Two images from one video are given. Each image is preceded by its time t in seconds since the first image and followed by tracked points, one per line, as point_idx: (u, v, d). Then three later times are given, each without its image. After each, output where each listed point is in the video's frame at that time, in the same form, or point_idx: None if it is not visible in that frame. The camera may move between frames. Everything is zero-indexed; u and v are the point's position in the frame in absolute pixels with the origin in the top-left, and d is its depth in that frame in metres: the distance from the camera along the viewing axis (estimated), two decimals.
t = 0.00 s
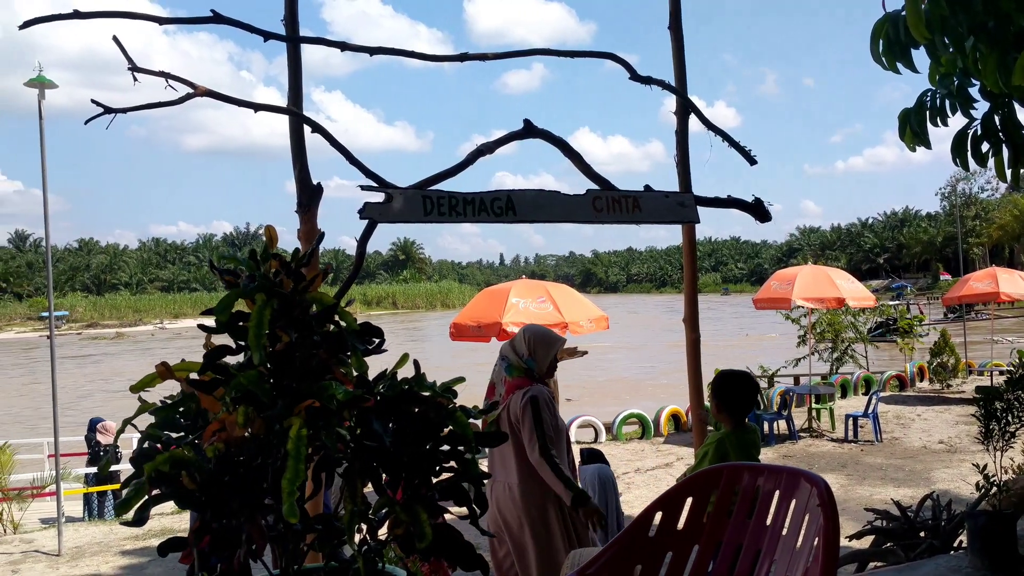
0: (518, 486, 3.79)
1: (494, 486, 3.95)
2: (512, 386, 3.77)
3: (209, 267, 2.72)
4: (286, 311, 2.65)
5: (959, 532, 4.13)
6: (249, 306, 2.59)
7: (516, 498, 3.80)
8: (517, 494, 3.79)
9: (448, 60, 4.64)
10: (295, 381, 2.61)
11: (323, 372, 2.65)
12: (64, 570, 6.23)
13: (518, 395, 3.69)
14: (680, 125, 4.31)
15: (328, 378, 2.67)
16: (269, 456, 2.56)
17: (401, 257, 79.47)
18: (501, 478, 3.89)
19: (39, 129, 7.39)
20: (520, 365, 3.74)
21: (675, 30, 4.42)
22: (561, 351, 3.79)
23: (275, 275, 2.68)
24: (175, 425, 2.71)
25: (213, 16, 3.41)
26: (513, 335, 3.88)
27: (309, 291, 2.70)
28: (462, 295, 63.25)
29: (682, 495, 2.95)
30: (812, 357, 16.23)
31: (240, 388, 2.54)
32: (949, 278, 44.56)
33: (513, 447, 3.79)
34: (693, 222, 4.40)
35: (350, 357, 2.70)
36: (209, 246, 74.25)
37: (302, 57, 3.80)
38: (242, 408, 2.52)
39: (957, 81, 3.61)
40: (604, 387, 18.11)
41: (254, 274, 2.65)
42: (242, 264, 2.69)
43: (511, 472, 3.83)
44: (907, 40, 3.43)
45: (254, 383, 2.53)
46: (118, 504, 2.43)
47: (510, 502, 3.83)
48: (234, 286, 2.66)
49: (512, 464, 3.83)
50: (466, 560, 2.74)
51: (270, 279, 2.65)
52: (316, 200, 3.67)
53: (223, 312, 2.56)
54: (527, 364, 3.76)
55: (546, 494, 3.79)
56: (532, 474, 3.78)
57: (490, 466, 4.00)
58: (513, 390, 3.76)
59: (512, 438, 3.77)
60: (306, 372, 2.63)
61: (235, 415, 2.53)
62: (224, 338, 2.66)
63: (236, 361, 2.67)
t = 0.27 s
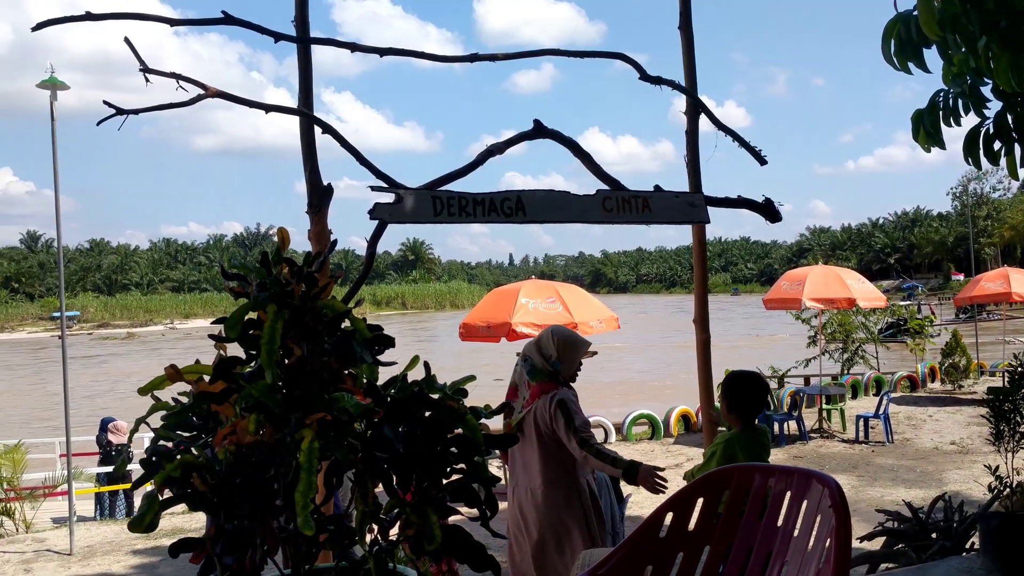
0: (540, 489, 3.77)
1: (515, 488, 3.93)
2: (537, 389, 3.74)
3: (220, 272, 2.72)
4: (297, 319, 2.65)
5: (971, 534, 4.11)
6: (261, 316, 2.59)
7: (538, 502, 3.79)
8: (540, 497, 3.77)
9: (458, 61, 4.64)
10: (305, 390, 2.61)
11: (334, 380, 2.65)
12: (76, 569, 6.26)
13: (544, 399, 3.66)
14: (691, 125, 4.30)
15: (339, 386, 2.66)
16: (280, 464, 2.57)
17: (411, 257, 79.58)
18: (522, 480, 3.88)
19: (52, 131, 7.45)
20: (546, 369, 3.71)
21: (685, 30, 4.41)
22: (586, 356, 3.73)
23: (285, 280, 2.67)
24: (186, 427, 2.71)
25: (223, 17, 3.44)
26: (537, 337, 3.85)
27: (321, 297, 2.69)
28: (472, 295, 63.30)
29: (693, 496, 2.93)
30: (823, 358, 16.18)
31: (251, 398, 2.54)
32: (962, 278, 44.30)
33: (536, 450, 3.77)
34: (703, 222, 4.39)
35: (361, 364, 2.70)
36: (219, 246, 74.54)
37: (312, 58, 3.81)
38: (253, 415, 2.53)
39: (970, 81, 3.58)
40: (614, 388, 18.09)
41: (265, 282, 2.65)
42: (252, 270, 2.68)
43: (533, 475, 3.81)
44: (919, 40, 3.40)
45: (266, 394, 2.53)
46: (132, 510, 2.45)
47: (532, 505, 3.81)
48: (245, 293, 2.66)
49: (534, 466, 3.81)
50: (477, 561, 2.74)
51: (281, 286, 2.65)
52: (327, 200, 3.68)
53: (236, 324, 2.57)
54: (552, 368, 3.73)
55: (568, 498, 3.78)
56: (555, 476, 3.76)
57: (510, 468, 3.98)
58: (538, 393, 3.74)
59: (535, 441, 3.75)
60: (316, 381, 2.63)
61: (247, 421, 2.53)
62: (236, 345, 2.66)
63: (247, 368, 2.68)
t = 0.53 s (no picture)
0: (577, 491, 3.77)
1: (548, 487, 3.93)
2: (576, 392, 3.70)
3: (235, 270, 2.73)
4: (310, 317, 2.66)
5: (985, 536, 4.08)
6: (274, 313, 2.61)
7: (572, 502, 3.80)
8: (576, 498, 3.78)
9: (469, 60, 4.64)
10: (319, 387, 2.62)
11: (347, 378, 2.66)
12: (89, 567, 6.29)
13: (584, 404, 3.61)
14: (702, 125, 4.29)
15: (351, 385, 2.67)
16: (294, 461, 2.58)
17: (421, 257, 79.69)
18: (556, 480, 3.88)
19: (65, 132, 7.49)
20: (589, 371, 3.65)
21: (697, 29, 4.40)
22: (621, 358, 3.79)
23: (299, 279, 2.69)
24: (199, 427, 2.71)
25: (236, 18, 3.45)
26: (575, 337, 3.80)
27: (333, 295, 2.70)
28: (482, 295, 63.34)
29: (706, 496, 2.90)
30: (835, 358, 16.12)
31: (265, 395, 2.55)
32: (975, 278, 44.03)
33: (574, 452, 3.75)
34: (715, 222, 4.38)
35: (374, 362, 2.71)
36: (230, 246, 74.82)
37: (324, 58, 3.82)
38: (268, 412, 2.54)
39: (984, 81, 3.55)
40: (625, 388, 18.07)
41: (280, 280, 2.67)
42: (265, 268, 2.69)
43: (569, 476, 3.80)
44: (933, 38, 3.38)
45: (280, 390, 2.53)
46: (147, 508, 2.46)
47: (567, 506, 3.82)
48: (259, 292, 2.68)
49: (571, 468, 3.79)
50: (489, 560, 2.74)
51: (294, 284, 2.67)
52: (338, 200, 3.69)
53: (253, 322, 2.59)
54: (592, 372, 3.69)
55: (603, 500, 3.78)
56: (591, 479, 3.75)
57: (543, 466, 3.98)
58: (578, 396, 3.69)
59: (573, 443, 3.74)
60: (330, 378, 2.64)
61: (261, 419, 2.54)
62: (250, 344, 2.68)
63: (260, 366, 2.70)
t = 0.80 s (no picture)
0: (594, 491, 3.78)
1: (566, 486, 3.94)
2: (593, 391, 3.71)
3: (251, 266, 2.74)
4: (323, 311, 2.67)
5: (997, 536, 4.06)
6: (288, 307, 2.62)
7: (589, 502, 3.80)
8: (593, 499, 3.78)
9: (479, 60, 4.65)
10: (332, 382, 2.63)
11: (360, 373, 2.67)
12: (100, 565, 6.30)
13: (601, 405, 3.64)
14: (712, 124, 4.28)
15: (364, 378, 2.68)
16: (305, 455, 2.59)
17: (430, 257, 79.75)
18: (573, 479, 3.88)
19: (77, 132, 7.52)
20: (604, 371, 3.68)
21: (706, 27, 4.39)
22: (640, 356, 3.79)
23: (313, 275, 2.70)
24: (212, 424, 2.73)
25: (247, 18, 3.46)
26: (592, 336, 3.81)
27: (346, 291, 2.71)
28: (491, 295, 63.35)
29: (717, 495, 2.90)
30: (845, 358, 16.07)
31: (278, 388, 2.56)
32: (987, 278, 43.79)
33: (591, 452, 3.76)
34: (725, 222, 4.37)
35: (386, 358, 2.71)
36: (240, 246, 75.06)
37: (334, 56, 3.83)
38: (281, 406, 2.56)
39: (996, 79, 3.53)
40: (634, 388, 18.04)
41: (295, 275, 2.69)
42: (281, 263, 2.72)
43: (587, 476, 3.81)
44: (945, 37, 3.36)
45: (293, 384, 2.56)
46: (158, 504, 2.46)
47: (584, 507, 3.81)
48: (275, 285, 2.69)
49: (588, 467, 3.81)
50: (499, 559, 2.74)
51: (309, 279, 2.68)
52: (348, 200, 3.70)
53: (269, 311, 2.61)
54: (609, 371, 3.71)
55: (621, 499, 3.78)
56: (609, 480, 3.76)
57: (562, 465, 3.99)
58: (594, 395, 3.71)
59: (589, 442, 3.74)
60: (344, 372, 2.65)
61: (274, 413, 2.55)
62: (263, 337, 2.69)
63: (273, 361, 2.71)
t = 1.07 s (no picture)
0: (597, 491, 3.77)
1: (569, 486, 3.94)
2: (597, 390, 3.73)
3: (264, 266, 2.74)
4: (338, 313, 2.67)
5: (1009, 537, 4.03)
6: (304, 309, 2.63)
7: (593, 502, 3.79)
8: (596, 499, 3.78)
9: (488, 59, 4.65)
10: (346, 383, 2.64)
11: (374, 374, 2.67)
12: (111, 563, 6.34)
13: (605, 403, 3.66)
14: (723, 123, 4.27)
15: (378, 380, 2.68)
16: (318, 457, 2.59)
17: (439, 256, 79.86)
18: (577, 479, 3.88)
19: (88, 132, 7.56)
20: (608, 370, 3.70)
21: (717, 27, 4.37)
22: (643, 357, 3.82)
23: (327, 276, 2.70)
24: (224, 423, 2.73)
25: (258, 18, 3.47)
26: (596, 334, 3.82)
27: (359, 292, 2.71)
28: (501, 294, 63.40)
29: (729, 496, 2.89)
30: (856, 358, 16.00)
31: (292, 388, 2.56)
32: (999, 277, 43.54)
33: (595, 451, 3.76)
34: (735, 221, 4.36)
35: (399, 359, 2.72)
36: (250, 246, 75.33)
37: (345, 57, 3.84)
38: (294, 408, 2.56)
39: (1009, 78, 3.51)
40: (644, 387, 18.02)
41: (309, 276, 2.69)
42: (296, 264, 2.73)
43: (590, 477, 3.81)
44: (958, 36, 3.34)
45: (307, 385, 2.56)
46: (170, 503, 2.46)
47: (588, 508, 3.81)
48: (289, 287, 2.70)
49: (592, 468, 3.80)
50: (509, 559, 2.74)
51: (323, 280, 2.68)
52: (358, 200, 3.70)
53: (285, 313, 2.61)
54: (614, 369, 3.72)
55: (624, 499, 3.78)
56: (612, 481, 3.76)
57: (566, 466, 3.99)
58: (598, 395, 3.73)
59: (593, 441, 3.75)
60: (357, 373, 2.66)
61: (287, 414, 2.55)
62: (277, 338, 2.69)
63: (287, 361, 2.71)
